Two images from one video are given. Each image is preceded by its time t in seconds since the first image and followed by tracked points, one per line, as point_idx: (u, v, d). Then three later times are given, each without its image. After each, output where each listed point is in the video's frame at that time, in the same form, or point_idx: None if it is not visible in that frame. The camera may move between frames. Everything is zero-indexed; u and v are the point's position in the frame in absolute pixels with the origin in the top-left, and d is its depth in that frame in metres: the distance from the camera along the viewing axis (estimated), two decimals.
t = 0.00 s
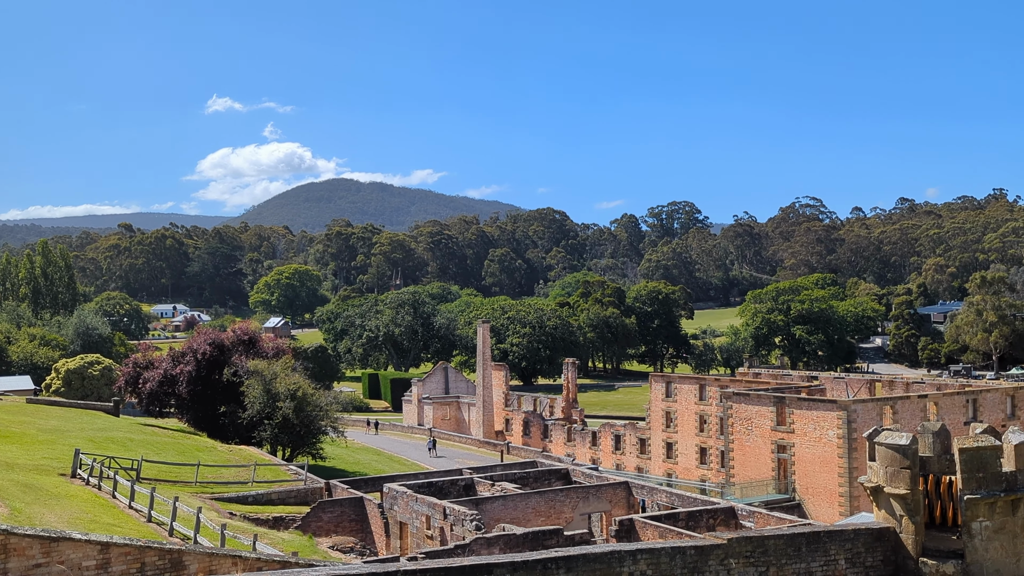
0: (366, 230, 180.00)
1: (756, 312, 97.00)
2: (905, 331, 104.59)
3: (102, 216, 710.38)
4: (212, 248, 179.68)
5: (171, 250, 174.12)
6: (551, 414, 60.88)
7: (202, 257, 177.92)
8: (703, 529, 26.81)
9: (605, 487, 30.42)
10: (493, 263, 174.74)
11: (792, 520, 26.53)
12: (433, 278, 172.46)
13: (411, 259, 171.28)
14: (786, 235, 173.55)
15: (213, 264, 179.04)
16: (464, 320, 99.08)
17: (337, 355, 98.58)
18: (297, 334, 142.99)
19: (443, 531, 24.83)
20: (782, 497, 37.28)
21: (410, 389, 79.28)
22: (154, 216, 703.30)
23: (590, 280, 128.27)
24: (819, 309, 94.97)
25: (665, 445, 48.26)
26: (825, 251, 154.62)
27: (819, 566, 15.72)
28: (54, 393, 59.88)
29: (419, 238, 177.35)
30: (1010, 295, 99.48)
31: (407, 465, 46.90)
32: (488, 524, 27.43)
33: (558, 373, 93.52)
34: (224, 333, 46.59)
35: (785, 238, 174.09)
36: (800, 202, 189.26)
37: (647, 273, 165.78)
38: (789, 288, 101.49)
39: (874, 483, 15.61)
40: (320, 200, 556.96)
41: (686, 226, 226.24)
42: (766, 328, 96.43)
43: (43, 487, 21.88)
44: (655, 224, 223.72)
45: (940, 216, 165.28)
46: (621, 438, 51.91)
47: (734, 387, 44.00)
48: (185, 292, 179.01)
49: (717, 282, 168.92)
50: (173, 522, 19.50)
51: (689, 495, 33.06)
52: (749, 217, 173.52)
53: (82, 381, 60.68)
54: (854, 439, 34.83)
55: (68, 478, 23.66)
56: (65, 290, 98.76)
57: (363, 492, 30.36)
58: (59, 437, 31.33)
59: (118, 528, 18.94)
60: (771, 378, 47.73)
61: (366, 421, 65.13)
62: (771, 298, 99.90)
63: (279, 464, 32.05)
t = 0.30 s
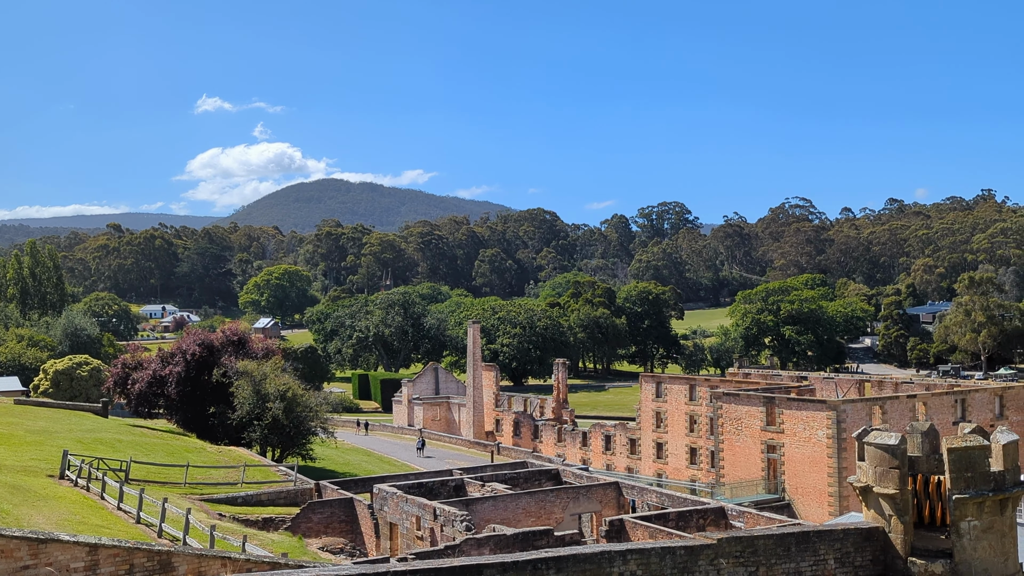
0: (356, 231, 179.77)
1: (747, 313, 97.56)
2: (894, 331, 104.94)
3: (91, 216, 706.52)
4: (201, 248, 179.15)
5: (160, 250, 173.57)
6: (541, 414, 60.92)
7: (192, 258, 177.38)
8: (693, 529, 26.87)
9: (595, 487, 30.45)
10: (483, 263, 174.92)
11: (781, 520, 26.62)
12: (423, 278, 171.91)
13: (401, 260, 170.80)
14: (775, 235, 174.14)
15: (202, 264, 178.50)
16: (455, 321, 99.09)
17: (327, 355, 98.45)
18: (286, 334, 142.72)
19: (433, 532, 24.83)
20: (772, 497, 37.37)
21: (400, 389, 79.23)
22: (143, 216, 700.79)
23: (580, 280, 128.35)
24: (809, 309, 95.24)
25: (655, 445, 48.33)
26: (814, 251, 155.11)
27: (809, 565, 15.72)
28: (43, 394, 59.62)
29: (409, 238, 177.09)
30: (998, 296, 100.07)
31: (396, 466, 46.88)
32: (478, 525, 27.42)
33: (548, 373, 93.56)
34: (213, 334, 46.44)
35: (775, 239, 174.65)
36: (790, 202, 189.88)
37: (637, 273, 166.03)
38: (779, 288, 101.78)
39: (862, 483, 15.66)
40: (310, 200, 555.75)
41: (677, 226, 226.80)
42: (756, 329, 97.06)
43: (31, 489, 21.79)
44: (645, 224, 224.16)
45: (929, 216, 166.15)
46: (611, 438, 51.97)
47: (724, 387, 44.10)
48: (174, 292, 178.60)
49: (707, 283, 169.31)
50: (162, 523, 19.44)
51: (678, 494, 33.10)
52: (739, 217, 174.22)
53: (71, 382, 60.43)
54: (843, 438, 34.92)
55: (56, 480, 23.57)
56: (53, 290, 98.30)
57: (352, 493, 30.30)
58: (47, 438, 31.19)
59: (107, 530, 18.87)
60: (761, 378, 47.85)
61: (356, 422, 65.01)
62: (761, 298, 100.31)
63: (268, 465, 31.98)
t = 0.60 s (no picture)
0: (346, 231, 179.54)
1: (738, 312, 97.35)
2: (884, 331, 105.20)
3: (81, 216, 703.24)
4: (191, 249, 178.69)
5: (150, 250, 173.10)
6: (533, 414, 60.91)
7: (182, 258, 176.88)
8: (684, 529, 26.89)
9: (586, 487, 30.47)
10: (475, 264, 175.14)
11: (772, 519, 26.67)
12: (414, 278, 171.27)
13: (392, 260, 170.23)
14: (766, 235, 174.75)
15: (193, 265, 178.05)
16: (446, 321, 99.05)
17: (318, 356, 98.30)
18: (276, 335, 142.60)
19: (424, 532, 24.84)
20: (763, 496, 37.45)
21: (391, 389, 79.19)
22: (133, 216, 698.61)
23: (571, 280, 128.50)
24: (800, 309, 95.63)
25: (646, 445, 48.42)
26: (805, 251, 155.57)
27: (800, 565, 15.73)
28: (32, 394, 59.36)
29: (400, 239, 176.87)
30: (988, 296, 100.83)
31: (387, 466, 46.87)
32: (469, 525, 27.40)
33: (540, 373, 93.56)
34: (203, 334, 46.32)
35: (765, 239, 175.30)
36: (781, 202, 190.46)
37: (628, 273, 166.25)
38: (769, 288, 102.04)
39: (854, 482, 15.70)
40: (301, 200, 554.70)
41: (668, 226, 227.28)
42: (747, 329, 96.77)
43: (20, 489, 21.70)
44: (636, 224, 224.63)
45: (919, 216, 166.93)
46: (602, 438, 52.03)
47: (715, 387, 44.22)
48: (164, 293, 177.91)
49: (698, 282, 169.71)
50: (152, 524, 19.40)
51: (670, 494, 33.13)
52: (729, 218, 174.67)
53: (60, 383, 60.18)
54: (834, 438, 35.02)
55: (45, 480, 23.48)
56: (42, 290, 97.90)
57: (344, 493, 30.23)
58: (36, 439, 31.09)
59: (97, 531, 18.82)
60: (751, 378, 47.97)
61: (347, 422, 64.92)
62: (752, 298, 100.63)
63: (259, 465, 31.90)
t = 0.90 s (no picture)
0: (338, 231, 179.30)
1: (729, 312, 98.08)
2: (875, 330, 105.43)
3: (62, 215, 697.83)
4: (182, 248, 178.16)
5: (141, 250, 172.55)
6: (525, 414, 60.97)
7: (172, 258, 176.37)
8: (676, 528, 26.92)
9: (578, 487, 30.50)
10: (466, 263, 175.10)
11: (763, 518, 26.75)
12: (405, 278, 171.22)
13: (384, 259, 170.03)
14: (757, 235, 175.18)
15: (183, 265, 177.55)
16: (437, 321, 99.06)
17: (309, 356, 98.17)
18: (268, 335, 142.38)
19: (415, 532, 24.84)
20: (754, 496, 37.52)
21: (382, 389, 79.14)
22: (123, 215, 695.94)
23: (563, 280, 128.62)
24: (791, 308, 96.05)
25: (638, 445, 48.51)
26: (796, 250, 155.98)
27: (790, 564, 15.74)
28: (22, 395, 59.15)
29: (392, 239, 176.67)
30: (977, 296, 101.63)
31: (378, 466, 46.84)
32: (461, 525, 27.39)
33: (531, 373, 93.61)
34: (194, 334, 46.22)
35: (756, 238, 175.73)
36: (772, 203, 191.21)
37: (620, 273, 166.51)
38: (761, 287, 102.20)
39: (844, 481, 15.74)
40: (293, 199, 553.42)
41: (659, 226, 227.66)
42: (738, 328, 97.54)
43: (10, 491, 21.64)
44: (628, 224, 225.06)
45: (910, 216, 167.38)
46: (594, 438, 52.09)
47: (706, 386, 44.32)
48: (155, 292, 177.62)
49: (690, 282, 169.95)
50: (143, 525, 19.35)
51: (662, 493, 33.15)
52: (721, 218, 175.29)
53: (50, 383, 59.96)
54: (825, 437, 35.13)
55: (35, 481, 23.40)
56: (32, 290, 97.49)
57: (335, 494, 30.19)
58: (26, 439, 30.98)
59: (87, 532, 18.76)
60: (743, 377, 48.11)
61: (339, 423, 64.86)
62: (743, 298, 100.95)
63: (249, 465, 31.85)
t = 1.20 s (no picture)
0: (328, 231, 179.04)
1: (721, 312, 98.55)
2: (865, 330, 105.63)
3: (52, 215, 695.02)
4: (172, 248, 177.56)
5: (131, 250, 171.96)
6: (516, 414, 60.99)
7: (162, 258, 175.68)
8: (666, 528, 26.98)
9: (569, 487, 30.52)
10: (457, 263, 174.97)
11: (754, 518, 26.84)
12: (396, 278, 171.07)
13: (374, 259, 169.71)
14: (748, 235, 175.66)
15: (173, 265, 177.04)
16: (428, 321, 98.99)
17: (300, 356, 97.92)
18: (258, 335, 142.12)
19: (406, 532, 24.82)
20: (744, 495, 37.58)
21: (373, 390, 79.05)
22: (113, 216, 693.29)
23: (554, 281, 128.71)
24: (782, 308, 96.30)
25: (629, 444, 48.55)
26: (786, 250, 156.27)
27: (781, 563, 15.71)
28: (10, 396, 58.86)
29: (382, 239, 176.43)
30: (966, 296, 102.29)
31: (369, 466, 46.79)
32: (452, 526, 27.37)
33: (523, 373, 93.62)
34: (184, 334, 46.08)
35: (747, 238, 176.20)
36: (762, 203, 191.77)
37: (611, 273, 166.73)
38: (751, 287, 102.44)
39: (834, 481, 15.77)
40: (284, 199, 551.85)
41: (650, 226, 228.06)
42: (729, 328, 97.89)
43: None
44: (619, 224, 225.45)
45: (899, 216, 167.80)
46: (585, 438, 52.12)
47: (697, 386, 44.40)
48: (144, 293, 178.00)
49: (681, 282, 169.91)
50: (132, 526, 19.28)
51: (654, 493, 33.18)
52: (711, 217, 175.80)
53: (39, 384, 59.68)
54: (815, 437, 35.22)
55: (24, 483, 23.29)
56: (21, 291, 96.98)
57: (326, 494, 30.11)
58: (14, 441, 30.85)
59: (76, 533, 18.70)
60: (733, 377, 48.20)
61: (329, 423, 64.73)
62: (734, 298, 101.23)
63: (239, 466, 31.78)
